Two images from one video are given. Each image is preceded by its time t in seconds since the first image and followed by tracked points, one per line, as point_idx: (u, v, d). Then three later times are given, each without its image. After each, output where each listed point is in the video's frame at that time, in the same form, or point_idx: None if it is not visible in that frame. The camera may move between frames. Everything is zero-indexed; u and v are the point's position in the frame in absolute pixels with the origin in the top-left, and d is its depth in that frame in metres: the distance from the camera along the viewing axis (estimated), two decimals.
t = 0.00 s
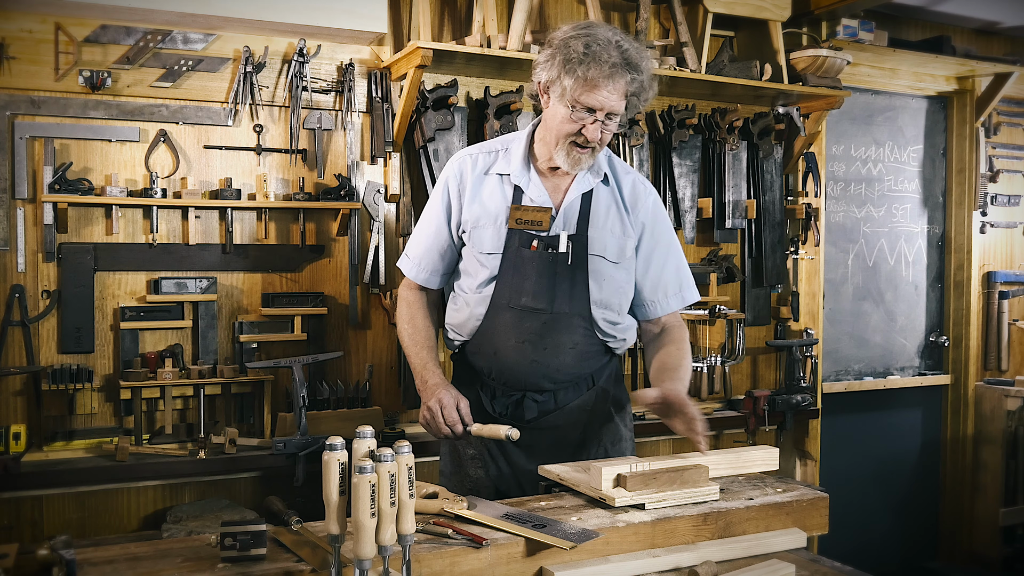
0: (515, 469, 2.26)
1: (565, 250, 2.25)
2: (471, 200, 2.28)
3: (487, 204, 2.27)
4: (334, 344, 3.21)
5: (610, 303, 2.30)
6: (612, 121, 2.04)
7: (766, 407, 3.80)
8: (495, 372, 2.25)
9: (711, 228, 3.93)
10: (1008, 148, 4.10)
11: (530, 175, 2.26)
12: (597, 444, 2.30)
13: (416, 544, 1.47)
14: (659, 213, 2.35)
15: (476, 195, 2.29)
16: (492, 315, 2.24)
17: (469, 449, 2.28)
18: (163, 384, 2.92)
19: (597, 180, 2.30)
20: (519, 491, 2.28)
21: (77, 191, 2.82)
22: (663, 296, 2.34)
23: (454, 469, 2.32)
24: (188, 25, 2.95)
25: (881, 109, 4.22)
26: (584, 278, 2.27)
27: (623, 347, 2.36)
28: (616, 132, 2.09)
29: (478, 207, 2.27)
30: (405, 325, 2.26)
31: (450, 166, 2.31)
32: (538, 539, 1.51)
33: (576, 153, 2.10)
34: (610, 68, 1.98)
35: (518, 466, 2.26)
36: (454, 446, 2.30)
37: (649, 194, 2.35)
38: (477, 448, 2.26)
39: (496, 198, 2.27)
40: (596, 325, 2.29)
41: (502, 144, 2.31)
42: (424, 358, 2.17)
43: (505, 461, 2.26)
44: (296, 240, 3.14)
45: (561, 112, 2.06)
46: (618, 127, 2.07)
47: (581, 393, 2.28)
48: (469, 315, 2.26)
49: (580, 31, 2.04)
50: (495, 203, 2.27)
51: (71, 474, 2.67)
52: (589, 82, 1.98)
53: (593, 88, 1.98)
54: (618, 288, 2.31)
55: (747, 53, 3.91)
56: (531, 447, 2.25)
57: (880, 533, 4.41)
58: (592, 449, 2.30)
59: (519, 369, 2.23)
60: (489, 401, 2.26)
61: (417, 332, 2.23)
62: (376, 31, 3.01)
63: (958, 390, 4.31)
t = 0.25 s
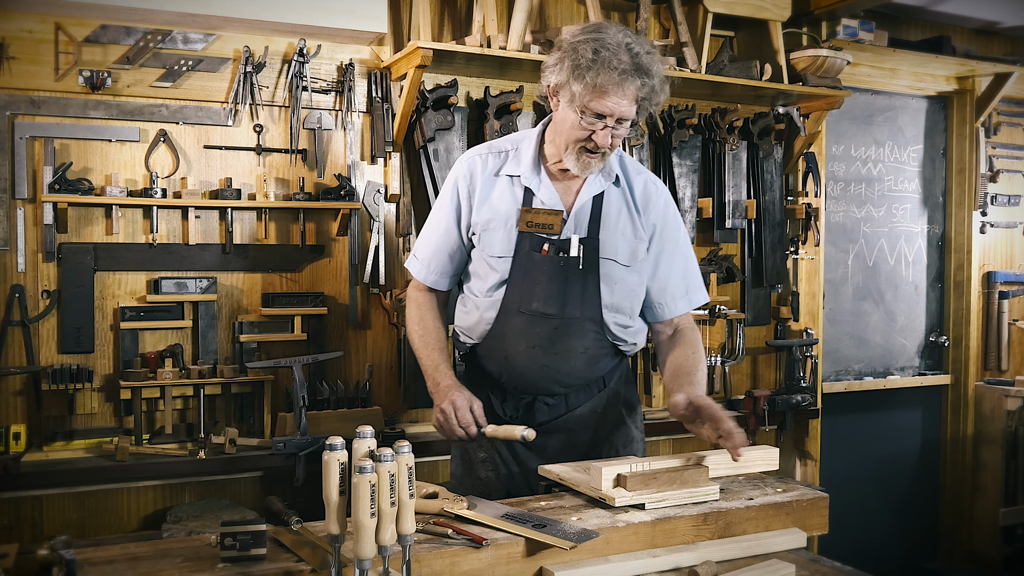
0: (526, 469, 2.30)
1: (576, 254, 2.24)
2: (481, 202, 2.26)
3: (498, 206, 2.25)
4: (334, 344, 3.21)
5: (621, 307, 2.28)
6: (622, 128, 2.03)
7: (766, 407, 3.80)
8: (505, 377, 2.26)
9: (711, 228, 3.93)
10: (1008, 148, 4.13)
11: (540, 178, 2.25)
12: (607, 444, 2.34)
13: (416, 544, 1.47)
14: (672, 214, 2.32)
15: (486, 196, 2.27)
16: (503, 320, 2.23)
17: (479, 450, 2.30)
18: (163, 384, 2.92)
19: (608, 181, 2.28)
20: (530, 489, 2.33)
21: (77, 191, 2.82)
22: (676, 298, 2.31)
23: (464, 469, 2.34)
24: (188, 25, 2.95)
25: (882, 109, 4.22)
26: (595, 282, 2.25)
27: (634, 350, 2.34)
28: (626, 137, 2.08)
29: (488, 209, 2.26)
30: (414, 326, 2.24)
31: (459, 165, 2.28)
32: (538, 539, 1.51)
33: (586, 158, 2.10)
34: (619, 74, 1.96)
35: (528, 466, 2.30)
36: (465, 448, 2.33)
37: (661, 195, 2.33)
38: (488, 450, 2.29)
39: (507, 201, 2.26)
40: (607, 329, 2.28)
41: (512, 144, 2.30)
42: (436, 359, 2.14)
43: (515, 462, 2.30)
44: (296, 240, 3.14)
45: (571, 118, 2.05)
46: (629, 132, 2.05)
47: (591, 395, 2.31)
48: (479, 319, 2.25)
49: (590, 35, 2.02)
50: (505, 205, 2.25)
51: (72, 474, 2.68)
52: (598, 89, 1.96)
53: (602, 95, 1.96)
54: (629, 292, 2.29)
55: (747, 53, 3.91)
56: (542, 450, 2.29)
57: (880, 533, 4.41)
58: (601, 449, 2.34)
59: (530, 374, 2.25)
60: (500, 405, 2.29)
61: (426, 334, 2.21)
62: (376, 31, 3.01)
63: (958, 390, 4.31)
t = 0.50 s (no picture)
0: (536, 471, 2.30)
1: (591, 258, 2.22)
2: (496, 202, 2.27)
3: (512, 208, 2.26)
4: (334, 344, 3.21)
5: (635, 313, 2.26)
6: (638, 135, 1.99)
7: (766, 407, 3.81)
8: (517, 380, 2.27)
9: (711, 228, 3.93)
10: (1008, 148, 4.06)
11: (556, 181, 2.24)
12: (619, 447, 2.33)
13: (416, 544, 1.47)
14: (689, 219, 2.30)
15: (501, 197, 2.27)
16: (515, 323, 2.24)
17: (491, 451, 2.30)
18: (163, 384, 2.92)
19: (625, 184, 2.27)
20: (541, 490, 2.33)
21: (77, 191, 2.82)
22: (694, 304, 2.28)
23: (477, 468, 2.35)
24: (188, 25, 2.95)
25: (882, 110, 4.23)
26: (610, 287, 2.23)
27: (648, 353, 2.33)
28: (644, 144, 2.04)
29: (503, 210, 2.26)
30: (426, 323, 2.26)
31: (474, 164, 2.29)
32: (538, 539, 1.51)
33: (602, 164, 2.08)
34: (634, 83, 1.91)
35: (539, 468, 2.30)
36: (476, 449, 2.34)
37: (679, 199, 2.31)
38: (501, 452, 2.29)
39: (521, 202, 2.26)
40: (620, 334, 2.26)
41: (528, 143, 2.30)
42: (447, 359, 2.17)
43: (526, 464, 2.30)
44: (296, 240, 3.14)
45: (587, 123, 2.03)
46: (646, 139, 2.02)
47: (603, 399, 2.30)
48: (492, 320, 2.27)
49: (608, 38, 1.98)
50: (520, 207, 2.25)
51: (72, 474, 2.68)
52: (614, 97, 1.93)
53: (618, 103, 1.93)
54: (643, 298, 2.27)
55: (747, 53, 3.91)
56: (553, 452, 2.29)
57: (880, 533, 4.43)
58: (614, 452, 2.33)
59: (542, 379, 2.24)
60: (512, 407, 2.31)
61: (438, 332, 2.24)
62: (376, 31, 3.01)
63: (958, 390, 4.27)
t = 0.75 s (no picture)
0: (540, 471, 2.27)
1: (607, 260, 2.22)
2: (516, 198, 2.28)
3: (532, 204, 2.27)
4: (334, 344, 3.21)
5: (647, 316, 2.27)
6: (660, 140, 2.01)
7: (766, 407, 3.81)
8: (524, 377, 2.24)
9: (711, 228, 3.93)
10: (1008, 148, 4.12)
11: (576, 180, 2.24)
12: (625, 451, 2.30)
13: (416, 544, 1.47)
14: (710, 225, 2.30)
15: (521, 192, 2.28)
16: (527, 321, 2.23)
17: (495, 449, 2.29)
18: (163, 384, 2.92)
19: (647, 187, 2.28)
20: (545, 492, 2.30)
21: (77, 191, 2.82)
22: (711, 311, 2.29)
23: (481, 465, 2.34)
24: (188, 25, 2.95)
25: (882, 110, 4.22)
26: (624, 289, 2.23)
27: (659, 358, 2.33)
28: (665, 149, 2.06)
29: (522, 206, 2.27)
30: (437, 314, 2.29)
31: (496, 159, 2.31)
32: (538, 539, 1.51)
33: (621, 167, 2.09)
34: (658, 89, 1.93)
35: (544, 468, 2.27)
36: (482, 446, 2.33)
37: (701, 205, 2.32)
38: (505, 449, 2.27)
39: (541, 198, 2.26)
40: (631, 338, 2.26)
41: (551, 139, 2.30)
42: (454, 350, 2.20)
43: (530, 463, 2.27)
44: (296, 240, 3.13)
45: (609, 126, 2.04)
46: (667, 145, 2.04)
47: (612, 401, 2.28)
48: (505, 316, 2.27)
49: (633, 43, 1.99)
50: (539, 204, 2.26)
51: (73, 474, 2.68)
52: (637, 101, 1.95)
53: (641, 108, 1.95)
54: (656, 303, 2.28)
55: (747, 53, 3.91)
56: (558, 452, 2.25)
57: (880, 534, 4.42)
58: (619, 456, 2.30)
59: (551, 377, 2.22)
60: (518, 404, 2.28)
61: (448, 323, 2.26)
62: (376, 31, 3.01)
63: (958, 390, 4.29)
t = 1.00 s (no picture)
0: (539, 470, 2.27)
1: (617, 262, 2.22)
2: (530, 195, 2.29)
3: (545, 202, 2.28)
4: (334, 344, 3.21)
5: (654, 321, 2.28)
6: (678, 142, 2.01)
7: (766, 407, 3.81)
8: (527, 374, 2.24)
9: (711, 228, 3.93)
10: (1008, 148, 4.11)
11: (591, 180, 2.24)
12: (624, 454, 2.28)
13: (416, 544, 1.47)
14: (723, 233, 2.30)
15: (535, 190, 2.29)
16: (533, 319, 2.23)
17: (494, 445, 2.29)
18: (163, 384, 2.92)
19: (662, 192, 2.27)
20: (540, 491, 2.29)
21: (77, 191, 2.82)
22: (721, 318, 2.30)
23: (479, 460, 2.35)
24: (188, 25, 2.94)
25: (882, 110, 4.23)
26: (633, 292, 2.24)
27: (664, 363, 2.34)
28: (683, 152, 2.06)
29: (535, 204, 2.28)
30: (445, 308, 2.30)
31: (511, 155, 2.32)
32: (538, 539, 1.51)
33: (637, 169, 2.09)
34: (678, 90, 1.93)
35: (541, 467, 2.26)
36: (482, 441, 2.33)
37: (715, 213, 2.31)
38: (503, 444, 2.28)
39: (555, 196, 2.28)
40: (637, 342, 2.26)
41: (568, 138, 2.31)
42: (460, 345, 2.20)
43: (528, 460, 2.27)
44: (296, 240, 3.13)
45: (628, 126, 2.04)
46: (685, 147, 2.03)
47: (613, 402, 2.27)
48: (513, 312, 2.28)
49: (655, 44, 2.00)
50: (552, 202, 2.27)
51: (73, 474, 2.68)
52: (657, 102, 1.95)
53: (661, 108, 1.95)
54: (664, 308, 2.29)
55: (747, 53, 3.91)
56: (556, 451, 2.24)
57: (880, 534, 4.43)
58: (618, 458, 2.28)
59: (554, 375, 2.21)
60: (519, 400, 2.28)
61: (455, 318, 2.27)
62: (376, 31, 3.01)
63: (958, 390, 4.29)
